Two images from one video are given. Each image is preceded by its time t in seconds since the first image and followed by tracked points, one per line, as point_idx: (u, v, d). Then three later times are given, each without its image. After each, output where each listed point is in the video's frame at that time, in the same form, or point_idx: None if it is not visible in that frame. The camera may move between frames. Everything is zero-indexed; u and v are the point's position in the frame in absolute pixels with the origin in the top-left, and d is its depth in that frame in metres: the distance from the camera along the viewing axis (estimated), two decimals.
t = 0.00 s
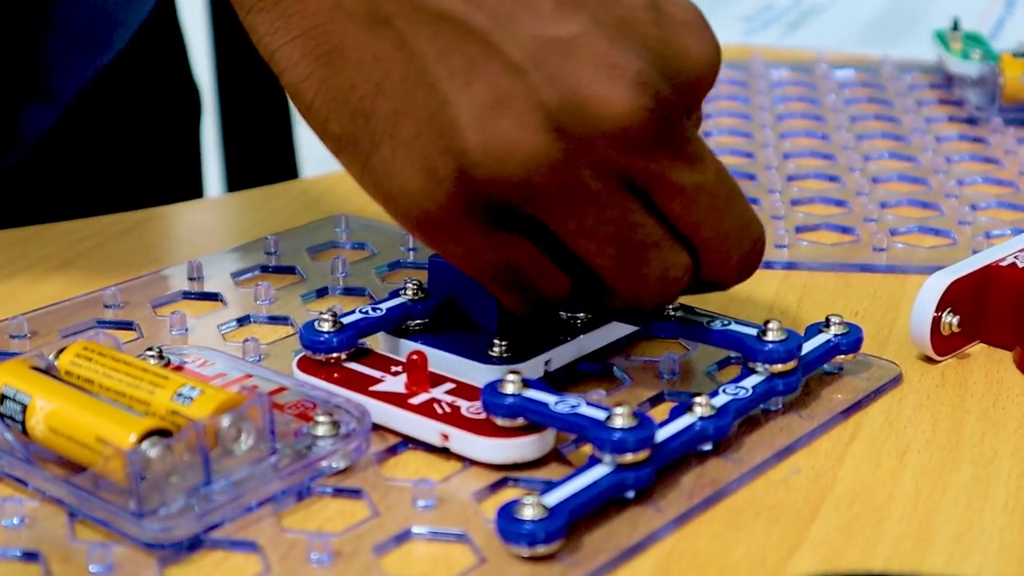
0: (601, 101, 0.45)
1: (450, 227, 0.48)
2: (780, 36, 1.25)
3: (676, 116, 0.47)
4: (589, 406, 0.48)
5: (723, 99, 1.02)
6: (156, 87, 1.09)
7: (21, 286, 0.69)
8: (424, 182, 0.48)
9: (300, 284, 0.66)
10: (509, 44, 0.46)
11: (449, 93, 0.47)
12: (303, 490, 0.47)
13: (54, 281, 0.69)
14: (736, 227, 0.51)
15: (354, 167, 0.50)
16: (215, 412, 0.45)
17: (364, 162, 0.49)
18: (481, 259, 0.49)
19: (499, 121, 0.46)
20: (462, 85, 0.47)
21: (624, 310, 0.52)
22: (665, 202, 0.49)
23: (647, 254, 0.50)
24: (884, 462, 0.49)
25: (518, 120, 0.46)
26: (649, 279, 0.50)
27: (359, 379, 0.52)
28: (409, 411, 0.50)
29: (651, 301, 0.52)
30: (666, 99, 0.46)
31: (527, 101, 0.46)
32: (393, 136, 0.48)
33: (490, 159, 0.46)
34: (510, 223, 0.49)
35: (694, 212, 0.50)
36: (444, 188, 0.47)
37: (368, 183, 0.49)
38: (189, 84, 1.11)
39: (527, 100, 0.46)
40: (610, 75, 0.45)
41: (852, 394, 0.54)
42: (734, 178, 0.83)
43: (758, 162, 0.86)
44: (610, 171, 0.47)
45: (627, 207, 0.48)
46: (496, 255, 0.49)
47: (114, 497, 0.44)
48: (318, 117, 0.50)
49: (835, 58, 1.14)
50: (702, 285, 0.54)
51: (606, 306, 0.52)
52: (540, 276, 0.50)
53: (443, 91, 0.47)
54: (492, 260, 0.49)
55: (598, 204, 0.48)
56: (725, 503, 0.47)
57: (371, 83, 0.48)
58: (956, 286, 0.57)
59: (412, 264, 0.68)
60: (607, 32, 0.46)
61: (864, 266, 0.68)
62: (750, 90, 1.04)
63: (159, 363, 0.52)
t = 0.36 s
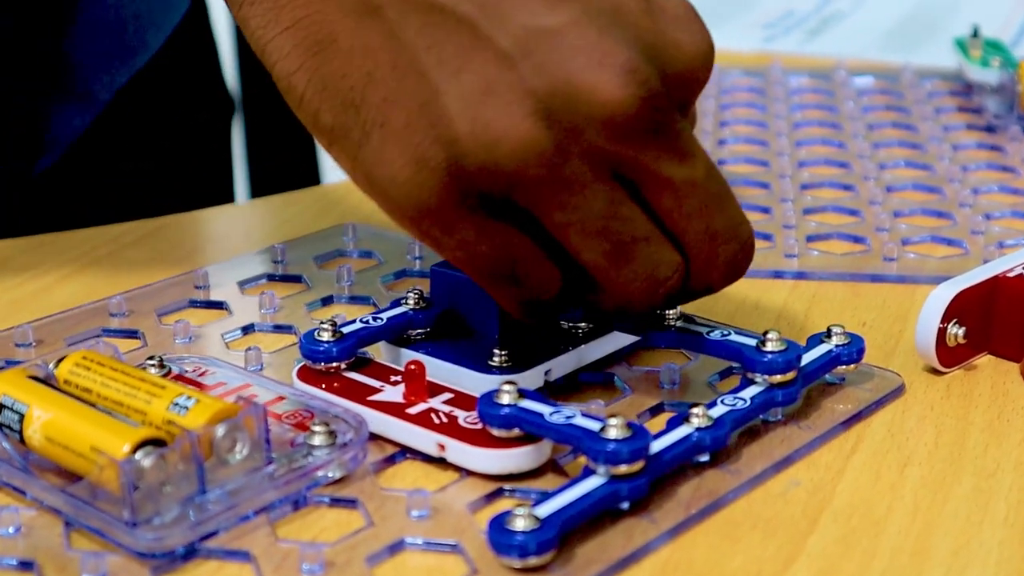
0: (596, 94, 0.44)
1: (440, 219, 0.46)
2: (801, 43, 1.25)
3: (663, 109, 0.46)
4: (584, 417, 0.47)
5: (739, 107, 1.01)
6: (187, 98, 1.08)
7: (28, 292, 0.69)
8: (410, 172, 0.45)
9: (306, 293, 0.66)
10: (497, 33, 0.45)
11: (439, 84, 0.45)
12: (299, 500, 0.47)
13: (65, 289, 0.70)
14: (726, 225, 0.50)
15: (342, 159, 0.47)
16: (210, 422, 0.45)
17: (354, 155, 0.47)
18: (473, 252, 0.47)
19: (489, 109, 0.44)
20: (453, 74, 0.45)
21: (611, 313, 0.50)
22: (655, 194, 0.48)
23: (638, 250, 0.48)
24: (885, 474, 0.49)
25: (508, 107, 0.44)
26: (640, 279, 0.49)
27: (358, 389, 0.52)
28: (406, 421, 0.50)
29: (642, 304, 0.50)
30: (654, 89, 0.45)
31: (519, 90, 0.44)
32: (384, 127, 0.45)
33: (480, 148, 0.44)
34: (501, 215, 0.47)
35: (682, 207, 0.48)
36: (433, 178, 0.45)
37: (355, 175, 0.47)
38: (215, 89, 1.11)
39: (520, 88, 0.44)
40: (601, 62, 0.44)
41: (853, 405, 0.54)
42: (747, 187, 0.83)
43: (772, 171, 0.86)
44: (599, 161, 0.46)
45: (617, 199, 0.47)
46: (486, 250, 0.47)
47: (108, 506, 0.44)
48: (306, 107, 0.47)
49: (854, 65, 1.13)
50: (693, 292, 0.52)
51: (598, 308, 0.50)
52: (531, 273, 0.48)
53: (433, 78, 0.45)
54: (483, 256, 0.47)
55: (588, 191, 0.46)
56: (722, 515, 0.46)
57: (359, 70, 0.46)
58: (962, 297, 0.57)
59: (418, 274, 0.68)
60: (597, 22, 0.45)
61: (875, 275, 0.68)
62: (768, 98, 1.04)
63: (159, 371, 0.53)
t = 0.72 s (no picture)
0: (575, 66, 0.46)
1: (426, 190, 0.47)
2: (810, 50, 1.24)
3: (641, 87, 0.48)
4: (570, 435, 0.47)
5: (745, 116, 1.01)
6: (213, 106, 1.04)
7: (25, 306, 0.69)
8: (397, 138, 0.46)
9: (301, 306, 0.67)
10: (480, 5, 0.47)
11: (422, 55, 0.46)
12: (285, 517, 0.47)
13: (63, 302, 0.70)
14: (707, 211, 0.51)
15: (330, 134, 0.49)
16: (196, 439, 0.45)
17: (341, 130, 0.48)
18: (457, 226, 0.48)
19: (473, 76, 0.46)
20: (438, 44, 0.46)
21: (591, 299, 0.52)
22: (636, 172, 0.49)
23: (616, 227, 0.49)
24: (872, 494, 0.49)
25: (494, 76, 0.46)
26: (619, 258, 0.50)
27: (348, 405, 0.52)
28: (393, 437, 0.50)
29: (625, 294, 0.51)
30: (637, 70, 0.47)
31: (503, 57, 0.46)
32: (370, 98, 0.47)
33: (464, 115, 0.46)
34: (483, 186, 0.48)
35: (664, 187, 0.50)
36: (419, 148, 0.46)
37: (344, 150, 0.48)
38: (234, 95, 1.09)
39: (501, 61, 0.46)
40: (583, 36, 0.47)
41: (845, 421, 0.54)
42: (748, 199, 0.82)
43: (775, 181, 0.85)
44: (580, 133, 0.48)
45: (600, 176, 0.48)
46: (469, 221, 0.48)
47: (92, 524, 0.44)
48: (295, 86, 0.49)
49: (860, 75, 1.13)
50: (674, 280, 0.53)
51: (581, 295, 0.52)
52: (515, 252, 0.49)
53: (417, 49, 0.46)
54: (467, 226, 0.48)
55: (571, 167, 0.48)
56: (707, 535, 0.46)
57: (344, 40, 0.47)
58: (955, 314, 0.57)
59: (413, 287, 0.68)
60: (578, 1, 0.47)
61: (872, 290, 0.67)
62: (773, 107, 1.03)
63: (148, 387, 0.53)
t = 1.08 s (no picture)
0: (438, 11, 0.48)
1: (302, 139, 0.48)
2: (809, 61, 1.24)
3: (515, 31, 0.48)
4: (534, 456, 0.47)
5: (738, 128, 1.01)
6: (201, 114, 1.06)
7: (12, 319, 0.70)
8: (275, 93, 0.48)
9: (283, 321, 0.67)
10: None
11: (298, 14, 0.48)
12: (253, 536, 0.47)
13: (49, 315, 0.70)
14: (607, 162, 0.50)
15: (227, 108, 0.51)
16: (163, 458, 0.46)
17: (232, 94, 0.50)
18: (335, 176, 0.48)
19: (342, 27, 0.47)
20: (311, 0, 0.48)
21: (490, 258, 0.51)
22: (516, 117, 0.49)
23: (495, 176, 0.48)
24: (839, 515, 0.49)
25: (362, 28, 0.47)
26: (502, 207, 0.48)
27: (319, 424, 0.53)
28: (362, 456, 0.50)
29: (519, 248, 0.50)
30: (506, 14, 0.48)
31: (373, 10, 0.47)
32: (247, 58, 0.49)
33: (330, 56, 0.47)
34: (360, 137, 0.48)
35: (548, 132, 0.49)
36: (288, 96, 0.48)
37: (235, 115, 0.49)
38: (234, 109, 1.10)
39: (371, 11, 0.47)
40: None
41: (816, 441, 0.54)
42: (737, 214, 0.82)
43: (763, 197, 0.85)
44: (454, 78, 0.48)
45: (477, 121, 0.48)
46: (347, 171, 0.48)
47: (58, 544, 0.44)
48: (194, 62, 0.52)
49: (857, 87, 1.13)
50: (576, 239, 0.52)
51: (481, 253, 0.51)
52: (396, 206, 0.48)
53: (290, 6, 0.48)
54: (346, 180, 0.48)
55: (444, 111, 0.48)
56: (671, 556, 0.46)
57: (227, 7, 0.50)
58: (929, 334, 0.57)
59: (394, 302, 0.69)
60: None
61: (854, 307, 0.67)
62: (767, 119, 1.03)
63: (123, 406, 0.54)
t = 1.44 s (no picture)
0: None
1: (185, 96, 0.57)
2: (810, 73, 1.24)
3: None
4: (509, 477, 0.48)
5: (737, 141, 1.01)
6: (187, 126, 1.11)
7: (8, 332, 0.71)
8: (155, 52, 0.57)
9: (274, 336, 0.68)
10: None
11: None
12: (232, 554, 0.48)
13: (45, 328, 0.71)
14: (469, 106, 0.53)
15: (140, 80, 0.60)
16: (142, 478, 0.46)
17: (140, 65, 0.59)
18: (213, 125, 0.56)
19: None
20: None
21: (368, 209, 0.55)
22: (370, 69, 0.54)
23: (344, 125, 0.53)
24: (812, 538, 0.49)
25: None
26: (354, 152, 0.53)
27: (301, 442, 0.53)
28: (342, 475, 0.51)
29: (382, 192, 0.54)
30: None
31: None
32: (144, 24, 0.58)
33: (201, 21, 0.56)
34: (231, 93, 0.56)
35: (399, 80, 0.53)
36: (169, 57, 0.57)
37: (146, 85, 0.59)
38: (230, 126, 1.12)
39: None
40: None
41: (794, 461, 0.54)
42: (730, 229, 0.82)
43: (758, 212, 0.85)
44: (310, 38, 0.54)
45: (330, 72, 0.54)
46: (218, 123, 0.56)
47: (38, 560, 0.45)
48: (119, 40, 0.61)
49: (858, 100, 1.13)
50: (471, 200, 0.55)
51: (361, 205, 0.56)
52: (263, 150, 0.56)
53: None
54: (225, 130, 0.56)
55: (298, 68, 0.54)
56: None
57: None
58: (910, 355, 0.57)
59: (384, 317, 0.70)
60: None
61: (840, 326, 0.68)
62: (766, 132, 1.04)
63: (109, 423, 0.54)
